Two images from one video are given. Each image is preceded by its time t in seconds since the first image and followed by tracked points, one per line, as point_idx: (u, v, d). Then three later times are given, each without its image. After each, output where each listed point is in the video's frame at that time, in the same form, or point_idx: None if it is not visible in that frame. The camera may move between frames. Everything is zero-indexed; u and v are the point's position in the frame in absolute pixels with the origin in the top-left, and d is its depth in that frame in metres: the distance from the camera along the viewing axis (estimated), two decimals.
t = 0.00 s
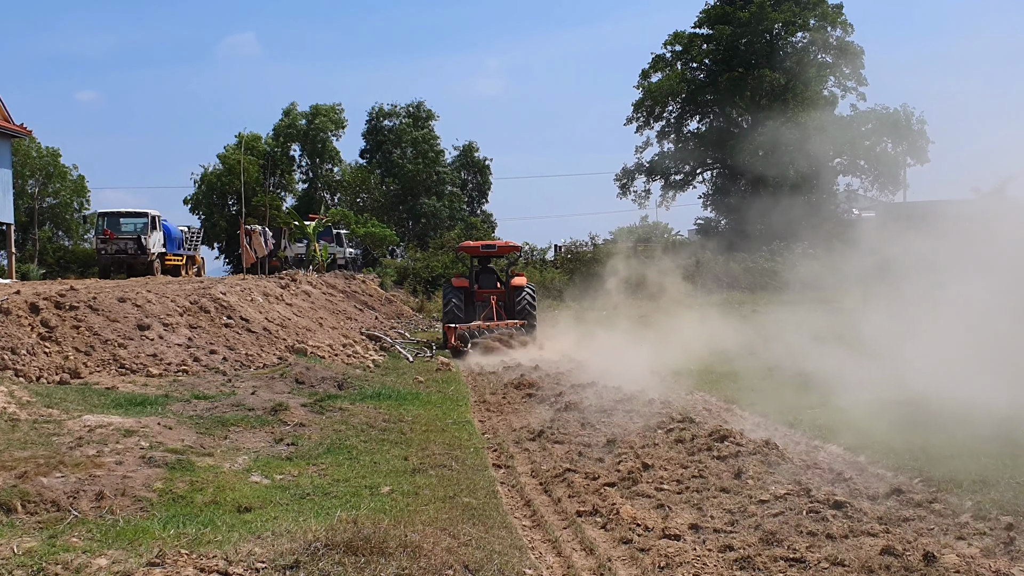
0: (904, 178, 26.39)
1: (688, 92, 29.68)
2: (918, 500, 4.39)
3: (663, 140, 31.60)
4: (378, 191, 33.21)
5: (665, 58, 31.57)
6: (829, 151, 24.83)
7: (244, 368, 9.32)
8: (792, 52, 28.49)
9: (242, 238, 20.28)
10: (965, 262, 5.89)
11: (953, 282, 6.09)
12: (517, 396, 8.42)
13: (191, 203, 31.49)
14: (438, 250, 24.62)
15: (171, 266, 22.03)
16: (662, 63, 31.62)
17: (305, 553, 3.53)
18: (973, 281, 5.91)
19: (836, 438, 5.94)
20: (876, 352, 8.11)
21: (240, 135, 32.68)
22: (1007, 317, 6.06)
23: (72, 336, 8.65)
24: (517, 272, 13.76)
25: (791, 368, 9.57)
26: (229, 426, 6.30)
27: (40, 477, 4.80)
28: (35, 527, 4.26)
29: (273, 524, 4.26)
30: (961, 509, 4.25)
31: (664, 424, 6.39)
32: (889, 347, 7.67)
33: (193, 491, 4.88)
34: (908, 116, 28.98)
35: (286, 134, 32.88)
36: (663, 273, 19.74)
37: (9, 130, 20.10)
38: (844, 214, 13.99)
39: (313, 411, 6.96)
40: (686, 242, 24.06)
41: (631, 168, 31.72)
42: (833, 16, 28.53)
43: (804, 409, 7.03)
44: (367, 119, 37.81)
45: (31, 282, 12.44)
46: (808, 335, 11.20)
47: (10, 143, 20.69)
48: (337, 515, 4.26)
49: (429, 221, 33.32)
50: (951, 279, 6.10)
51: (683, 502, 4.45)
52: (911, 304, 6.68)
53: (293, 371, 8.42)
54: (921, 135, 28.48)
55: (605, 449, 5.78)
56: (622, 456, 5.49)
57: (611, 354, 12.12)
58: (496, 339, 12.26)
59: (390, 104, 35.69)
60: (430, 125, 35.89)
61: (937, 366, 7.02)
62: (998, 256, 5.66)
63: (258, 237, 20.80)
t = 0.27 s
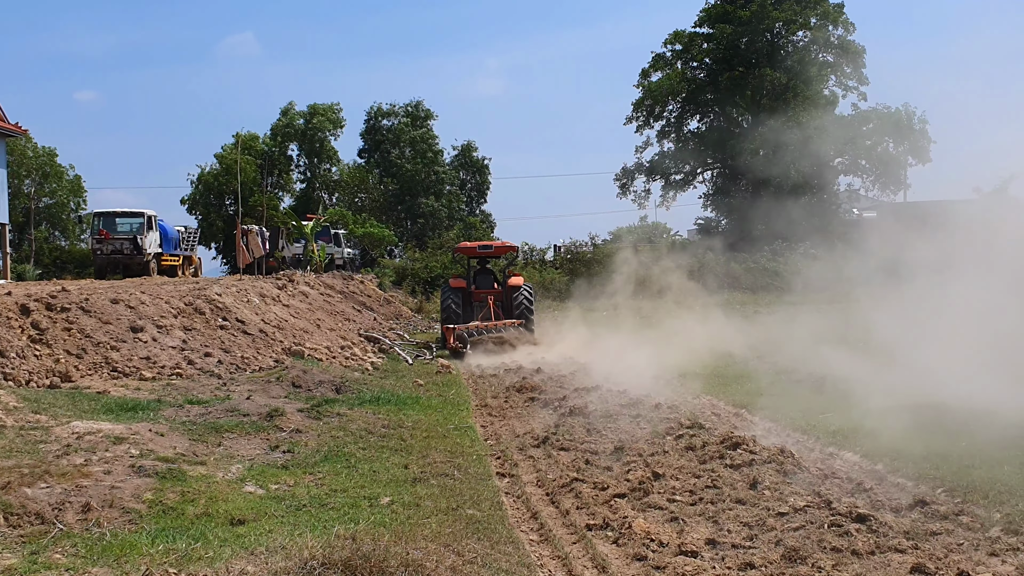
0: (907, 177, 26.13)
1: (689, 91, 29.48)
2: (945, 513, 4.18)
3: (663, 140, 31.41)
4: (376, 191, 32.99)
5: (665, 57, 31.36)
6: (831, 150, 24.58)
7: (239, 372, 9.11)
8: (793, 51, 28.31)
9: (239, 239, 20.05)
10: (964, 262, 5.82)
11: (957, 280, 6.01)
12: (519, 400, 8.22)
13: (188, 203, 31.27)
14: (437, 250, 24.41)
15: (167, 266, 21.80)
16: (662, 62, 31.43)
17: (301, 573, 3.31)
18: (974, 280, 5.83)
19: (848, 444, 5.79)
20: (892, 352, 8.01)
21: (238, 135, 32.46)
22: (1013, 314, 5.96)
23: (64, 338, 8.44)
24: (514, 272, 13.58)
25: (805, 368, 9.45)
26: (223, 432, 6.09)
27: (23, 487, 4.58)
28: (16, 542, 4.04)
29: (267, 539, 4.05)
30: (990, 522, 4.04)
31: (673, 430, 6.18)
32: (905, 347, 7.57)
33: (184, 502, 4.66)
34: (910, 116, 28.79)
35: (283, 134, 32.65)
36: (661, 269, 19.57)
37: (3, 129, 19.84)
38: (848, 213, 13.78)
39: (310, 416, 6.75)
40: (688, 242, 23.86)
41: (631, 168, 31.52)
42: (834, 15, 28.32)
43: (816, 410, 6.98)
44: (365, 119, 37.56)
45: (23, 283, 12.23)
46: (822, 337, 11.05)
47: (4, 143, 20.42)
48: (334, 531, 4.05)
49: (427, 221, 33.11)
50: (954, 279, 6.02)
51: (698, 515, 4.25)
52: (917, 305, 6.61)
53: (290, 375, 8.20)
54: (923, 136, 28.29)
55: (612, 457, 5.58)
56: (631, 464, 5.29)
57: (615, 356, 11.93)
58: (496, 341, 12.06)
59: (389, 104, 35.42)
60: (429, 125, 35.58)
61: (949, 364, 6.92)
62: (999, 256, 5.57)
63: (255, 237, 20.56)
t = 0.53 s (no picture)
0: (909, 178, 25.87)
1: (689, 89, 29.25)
2: (974, 527, 3.96)
3: (662, 139, 31.18)
4: (374, 190, 32.76)
5: (665, 56, 31.15)
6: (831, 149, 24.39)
7: (234, 375, 8.89)
8: (794, 49, 28.10)
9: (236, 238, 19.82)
10: (964, 262, 5.79)
11: (959, 280, 5.95)
12: (522, 404, 8.00)
13: (185, 202, 30.99)
14: (436, 250, 24.17)
15: (163, 266, 21.55)
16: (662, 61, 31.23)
17: None
18: (976, 280, 5.78)
19: (865, 452, 5.58)
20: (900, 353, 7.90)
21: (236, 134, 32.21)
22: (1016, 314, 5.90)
23: (54, 341, 8.22)
24: (512, 273, 13.37)
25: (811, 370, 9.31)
26: (217, 439, 5.88)
27: (5, 500, 4.35)
28: None
29: (261, 555, 3.85)
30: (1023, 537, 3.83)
31: (682, 437, 5.97)
32: (913, 349, 7.46)
33: (175, 515, 4.45)
34: (913, 115, 28.57)
35: (281, 133, 32.41)
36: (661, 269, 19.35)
37: None
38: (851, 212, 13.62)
39: (306, 422, 6.53)
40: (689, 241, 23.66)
41: (631, 167, 31.31)
42: (835, 13, 28.10)
43: (825, 413, 6.85)
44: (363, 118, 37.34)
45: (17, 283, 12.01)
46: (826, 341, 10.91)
47: None
48: (332, 549, 3.84)
49: (425, 220, 32.86)
50: (955, 280, 5.97)
51: (714, 528, 4.05)
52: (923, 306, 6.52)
53: (286, 379, 7.98)
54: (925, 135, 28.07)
55: (620, 466, 5.36)
56: (641, 474, 5.07)
57: (617, 357, 11.71)
58: (496, 343, 11.84)
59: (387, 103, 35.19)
60: (427, 124, 35.33)
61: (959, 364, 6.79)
62: (996, 256, 5.51)
63: (253, 237, 20.33)
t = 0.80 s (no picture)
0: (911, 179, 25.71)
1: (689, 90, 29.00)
2: (996, 543, 3.78)
3: (662, 139, 30.96)
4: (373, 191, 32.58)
5: (665, 56, 30.96)
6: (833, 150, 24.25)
7: (228, 380, 8.70)
8: (795, 49, 27.90)
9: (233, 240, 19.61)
10: (970, 261, 5.89)
11: (961, 281, 6.07)
12: (522, 410, 7.80)
13: (182, 203, 30.78)
14: (434, 252, 23.97)
15: (159, 268, 21.35)
16: (661, 61, 31.02)
17: None
18: (983, 278, 5.86)
19: (878, 461, 5.40)
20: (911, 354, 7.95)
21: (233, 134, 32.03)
22: (1018, 314, 5.98)
23: (43, 345, 8.02)
24: (509, 274, 13.18)
25: (815, 372, 9.28)
26: (207, 448, 5.68)
27: None
28: None
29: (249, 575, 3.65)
30: None
31: (688, 446, 5.78)
32: (923, 349, 7.52)
33: (160, 531, 4.25)
34: (915, 115, 28.45)
35: (279, 133, 32.23)
36: (660, 269, 19.20)
37: None
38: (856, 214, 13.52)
39: (300, 430, 6.34)
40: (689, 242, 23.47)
41: (631, 168, 31.13)
42: (836, 13, 27.90)
43: (833, 413, 6.87)
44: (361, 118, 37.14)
45: (8, 286, 11.80)
46: (829, 344, 10.88)
47: None
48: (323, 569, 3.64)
49: (424, 221, 32.63)
50: (961, 279, 6.07)
51: (724, 546, 3.86)
52: (934, 304, 6.59)
53: (280, 384, 7.78)
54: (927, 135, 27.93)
55: (624, 478, 5.16)
56: (647, 486, 4.88)
57: (618, 359, 11.53)
58: (494, 346, 11.66)
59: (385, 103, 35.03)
60: (426, 124, 35.25)
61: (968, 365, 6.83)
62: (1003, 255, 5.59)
63: (249, 237, 20.13)
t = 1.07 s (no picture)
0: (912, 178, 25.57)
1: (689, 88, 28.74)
2: None
3: (661, 138, 30.72)
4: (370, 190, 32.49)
5: (665, 55, 30.73)
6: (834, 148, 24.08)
7: (221, 382, 8.50)
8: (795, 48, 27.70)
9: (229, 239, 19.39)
10: (977, 261, 5.74)
11: (969, 282, 5.92)
12: (522, 413, 7.60)
13: (179, 202, 30.55)
14: (433, 251, 23.76)
15: (155, 267, 21.13)
16: (661, 60, 30.76)
17: None
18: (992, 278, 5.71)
19: (891, 467, 5.20)
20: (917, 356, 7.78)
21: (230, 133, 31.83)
22: None
23: (31, 347, 7.81)
24: (507, 273, 13.01)
25: (820, 373, 9.09)
26: (197, 454, 5.48)
27: None
28: None
29: None
30: None
31: (696, 452, 5.57)
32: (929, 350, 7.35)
33: (146, 543, 4.04)
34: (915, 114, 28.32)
35: (277, 132, 32.03)
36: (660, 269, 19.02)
37: None
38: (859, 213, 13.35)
39: (294, 435, 6.14)
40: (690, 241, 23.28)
41: (630, 167, 30.92)
42: (837, 12, 27.66)
43: (841, 417, 6.66)
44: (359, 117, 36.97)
45: None
46: (834, 343, 10.68)
47: None
48: None
49: (422, 220, 32.40)
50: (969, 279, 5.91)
51: (739, 559, 3.68)
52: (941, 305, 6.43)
53: (275, 386, 7.59)
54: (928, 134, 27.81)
55: (630, 485, 4.97)
56: (654, 494, 4.69)
57: (618, 360, 11.34)
58: (493, 346, 11.47)
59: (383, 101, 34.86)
60: (424, 123, 35.09)
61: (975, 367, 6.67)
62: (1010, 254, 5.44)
63: (246, 237, 19.94)
